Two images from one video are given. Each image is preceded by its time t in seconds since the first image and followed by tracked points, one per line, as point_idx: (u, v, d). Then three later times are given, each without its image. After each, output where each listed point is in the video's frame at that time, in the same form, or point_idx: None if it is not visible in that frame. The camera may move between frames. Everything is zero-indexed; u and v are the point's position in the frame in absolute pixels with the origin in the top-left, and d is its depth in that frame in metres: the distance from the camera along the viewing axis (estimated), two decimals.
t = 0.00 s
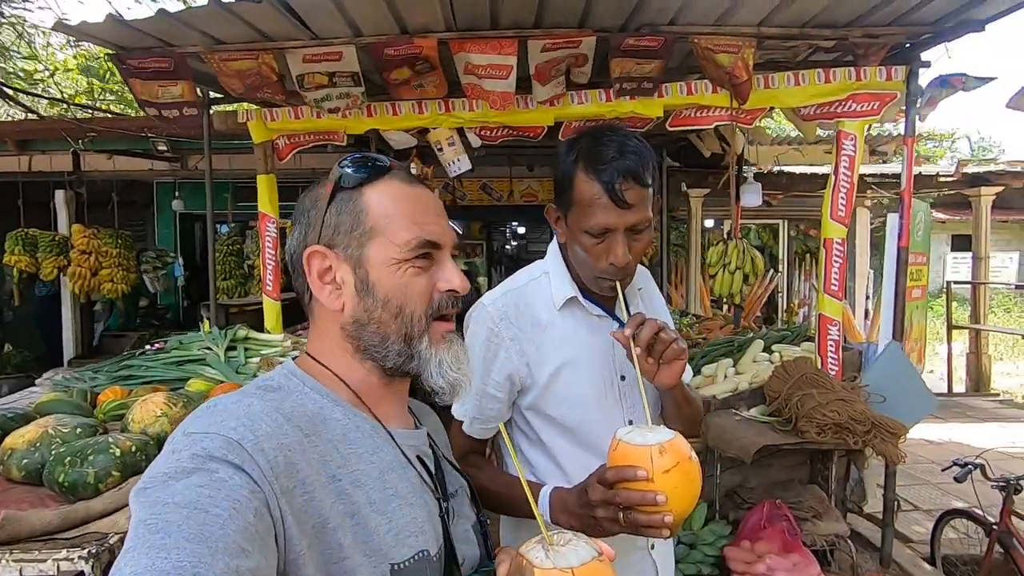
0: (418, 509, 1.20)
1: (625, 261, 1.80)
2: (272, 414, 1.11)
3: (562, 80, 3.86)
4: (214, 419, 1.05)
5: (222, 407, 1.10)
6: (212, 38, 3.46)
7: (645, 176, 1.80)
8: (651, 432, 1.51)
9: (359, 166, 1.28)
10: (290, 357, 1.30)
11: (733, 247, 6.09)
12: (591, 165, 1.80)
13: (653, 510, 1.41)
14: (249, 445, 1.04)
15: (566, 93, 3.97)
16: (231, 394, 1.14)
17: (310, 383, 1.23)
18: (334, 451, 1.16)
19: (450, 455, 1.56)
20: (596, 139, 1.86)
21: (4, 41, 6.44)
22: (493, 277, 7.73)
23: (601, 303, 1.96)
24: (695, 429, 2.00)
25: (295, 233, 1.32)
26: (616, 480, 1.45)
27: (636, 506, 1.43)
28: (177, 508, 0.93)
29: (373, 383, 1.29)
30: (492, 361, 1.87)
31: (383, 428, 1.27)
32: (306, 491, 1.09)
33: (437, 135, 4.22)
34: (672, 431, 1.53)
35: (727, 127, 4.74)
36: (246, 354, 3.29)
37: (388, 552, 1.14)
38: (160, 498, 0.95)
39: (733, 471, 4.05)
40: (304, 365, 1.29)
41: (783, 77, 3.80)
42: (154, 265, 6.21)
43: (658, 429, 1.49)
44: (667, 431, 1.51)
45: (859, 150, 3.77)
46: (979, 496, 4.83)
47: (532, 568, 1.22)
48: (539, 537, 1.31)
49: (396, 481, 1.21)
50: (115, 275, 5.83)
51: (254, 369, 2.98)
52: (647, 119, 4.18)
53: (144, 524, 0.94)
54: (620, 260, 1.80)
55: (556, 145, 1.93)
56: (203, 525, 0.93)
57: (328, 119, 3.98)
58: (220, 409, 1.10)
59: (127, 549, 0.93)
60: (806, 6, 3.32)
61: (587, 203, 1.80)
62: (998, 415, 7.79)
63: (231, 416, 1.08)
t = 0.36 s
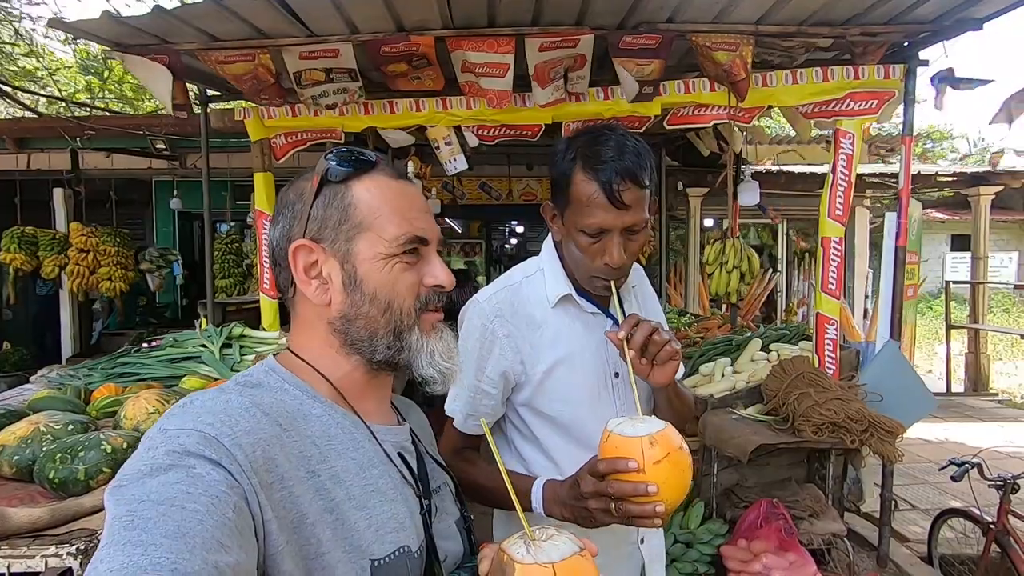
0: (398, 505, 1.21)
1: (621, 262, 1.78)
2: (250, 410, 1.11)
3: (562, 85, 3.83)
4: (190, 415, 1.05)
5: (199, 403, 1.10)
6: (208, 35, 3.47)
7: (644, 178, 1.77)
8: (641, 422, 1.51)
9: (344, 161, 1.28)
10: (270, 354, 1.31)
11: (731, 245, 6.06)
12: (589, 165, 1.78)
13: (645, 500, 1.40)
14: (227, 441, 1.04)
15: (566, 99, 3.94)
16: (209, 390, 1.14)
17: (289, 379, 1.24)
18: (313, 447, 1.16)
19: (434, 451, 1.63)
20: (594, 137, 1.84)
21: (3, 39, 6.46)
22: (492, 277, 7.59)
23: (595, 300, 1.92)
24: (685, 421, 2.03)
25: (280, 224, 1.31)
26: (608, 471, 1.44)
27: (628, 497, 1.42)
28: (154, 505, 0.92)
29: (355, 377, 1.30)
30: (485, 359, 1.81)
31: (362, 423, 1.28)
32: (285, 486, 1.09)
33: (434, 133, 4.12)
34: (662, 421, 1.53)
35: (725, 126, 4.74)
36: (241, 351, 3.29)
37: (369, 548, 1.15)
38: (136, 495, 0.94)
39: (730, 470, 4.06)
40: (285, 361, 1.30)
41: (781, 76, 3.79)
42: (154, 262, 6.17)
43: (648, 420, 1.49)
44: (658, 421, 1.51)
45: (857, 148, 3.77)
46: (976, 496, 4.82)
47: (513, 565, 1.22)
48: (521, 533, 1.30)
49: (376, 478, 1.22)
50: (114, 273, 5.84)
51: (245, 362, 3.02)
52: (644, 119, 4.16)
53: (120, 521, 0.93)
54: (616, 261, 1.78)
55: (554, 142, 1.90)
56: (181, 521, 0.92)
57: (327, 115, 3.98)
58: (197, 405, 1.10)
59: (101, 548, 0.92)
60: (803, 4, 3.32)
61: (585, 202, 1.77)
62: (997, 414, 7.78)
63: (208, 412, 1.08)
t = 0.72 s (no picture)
0: (378, 509, 1.21)
1: (610, 261, 1.74)
2: (225, 415, 1.10)
3: (562, 82, 3.82)
4: (163, 421, 1.04)
5: (172, 409, 1.09)
6: (211, 36, 3.50)
7: (633, 175, 1.75)
8: (626, 402, 1.52)
9: (342, 160, 1.28)
10: (248, 357, 1.29)
11: (735, 245, 5.99)
12: (577, 162, 1.76)
13: (628, 480, 1.41)
14: (200, 446, 1.03)
15: (568, 96, 3.90)
16: (183, 394, 1.13)
17: (268, 382, 1.22)
18: (290, 450, 1.15)
19: (420, 454, 1.66)
20: (584, 135, 1.82)
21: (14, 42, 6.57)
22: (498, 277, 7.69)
23: (589, 302, 1.90)
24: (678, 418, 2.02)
25: (269, 221, 1.27)
26: (592, 451, 1.45)
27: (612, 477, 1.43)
28: (124, 514, 0.91)
29: (339, 378, 1.29)
30: (477, 360, 1.79)
31: (343, 426, 1.27)
32: (261, 491, 1.08)
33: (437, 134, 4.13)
34: (647, 402, 1.54)
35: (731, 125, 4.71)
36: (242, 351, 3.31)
37: (348, 553, 1.14)
38: (107, 504, 0.93)
39: (734, 471, 3.98)
40: (262, 363, 1.28)
41: (786, 74, 3.74)
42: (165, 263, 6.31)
43: (632, 400, 1.51)
44: (642, 401, 1.53)
45: (864, 147, 3.73)
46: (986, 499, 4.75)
47: (498, 567, 1.22)
48: (508, 536, 1.31)
49: (356, 481, 1.21)
50: (121, 274, 5.90)
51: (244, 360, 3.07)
52: (648, 118, 4.13)
53: (90, 531, 0.91)
54: (605, 259, 1.74)
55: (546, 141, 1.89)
56: (153, 530, 0.91)
57: (329, 118, 3.95)
58: (171, 410, 1.08)
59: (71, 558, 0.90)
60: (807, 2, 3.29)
61: (573, 198, 1.75)
62: (1008, 417, 7.68)
63: (181, 418, 1.07)
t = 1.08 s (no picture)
0: (366, 513, 1.20)
1: (600, 258, 1.76)
2: (211, 418, 1.08)
3: (573, 84, 3.76)
4: (148, 425, 1.02)
5: (157, 414, 1.07)
6: (221, 38, 3.54)
7: (622, 170, 1.78)
8: (615, 409, 1.50)
9: (332, 162, 1.26)
10: (237, 361, 1.29)
11: (749, 245, 5.92)
12: (567, 157, 1.79)
13: (614, 486, 1.40)
14: (187, 450, 1.01)
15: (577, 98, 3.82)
16: (169, 399, 1.11)
17: (256, 386, 1.22)
18: (278, 454, 1.14)
19: (411, 455, 1.64)
20: (572, 133, 1.85)
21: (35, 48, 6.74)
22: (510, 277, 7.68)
23: (582, 303, 1.94)
24: (677, 420, 2.01)
25: (254, 220, 1.26)
26: (579, 457, 1.43)
27: (598, 483, 1.42)
28: (108, 520, 0.88)
29: (327, 380, 1.29)
30: (468, 361, 1.85)
31: (331, 428, 1.26)
32: (249, 496, 1.07)
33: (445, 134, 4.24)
34: (637, 408, 1.51)
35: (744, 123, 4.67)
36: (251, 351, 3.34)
37: (335, 558, 1.13)
38: (91, 509, 0.90)
39: (747, 474, 3.94)
40: (251, 366, 1.28)
41: (800, 71, 3.68)
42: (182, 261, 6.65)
43: (621, 406, 1.48)
44: (632, 408, 1.50)
45: (881, 145, 3.64)
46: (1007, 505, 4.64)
47: (488, 569, 1.19)
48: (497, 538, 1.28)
49: (344, 485, 1.20)
50: (137, 273, 6.01)
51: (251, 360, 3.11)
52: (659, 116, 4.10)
53: (73, 537, 0.89)
54: (595, 256, 1.76)
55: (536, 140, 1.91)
56: (138, 535, 0.88)
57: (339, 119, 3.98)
58: (156, 415, 1.07)
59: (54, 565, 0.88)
60: None
61: (561, 193, 1.79)
62: None
63: (167, 422, 1.05)
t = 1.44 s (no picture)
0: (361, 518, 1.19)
1: (599, 260, 1.74)
2: (204, 423, 1.09)
3: (583, 81, 3.75)
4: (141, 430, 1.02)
5: (150, 419, 1.07)
6: (233, 40, 3.56)
7: (621, 172, 1.76)
8: (613, 414, 1.47)
9: (295, 166, 1.29)
10: (231, 367, 1.30)
11: (767, 244, 5.75)
12: (566, 159, 1.77)
13: (614, 493, 1.36)
14: (179, 455, 1.01)
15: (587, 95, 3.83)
16: (162, 404, 1.12)
17: (248, 391, 1.23)
18: (272, 459, 1.14)
19: (407, 459, 1.61)
20: (570, 134, 1.83)
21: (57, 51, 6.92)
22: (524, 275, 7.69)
23: (582, 308, 1.93)
24: (681, 426, 1.98)
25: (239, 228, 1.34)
26: (578, 464, 1.40)
27: (598, 490, 1.38)
28: (98, 524, 0.88)
29: (309, 383, 1.29)
30: (466, 367, 1.85)
31: (325, 432, 1.26)
32: (242, 500, 1.06)
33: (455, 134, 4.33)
34: (636, 414, 1.48)
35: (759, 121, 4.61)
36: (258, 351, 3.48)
37: (329, 563, 1.12)
38: (81, 515, 0.90)
39: (761, 478, 3.91)
40: (245, 374, 1.29)
41: (817, 66, 3.61)
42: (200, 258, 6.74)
43: (620, 412, 1.45)
44: (632, 413, 1.47)
45: (900, 142, 3.55)
46: None
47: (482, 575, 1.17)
48: (494, 545, 1.25)
49: (339, 489, 1.19)
50: (155, 272, 6.12)
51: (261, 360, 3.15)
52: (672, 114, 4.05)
53: (64, 542, 0.88)
54: (594, 258, 1.74)
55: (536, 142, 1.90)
56: (129, 539, 0.88)
57: (351, 118, 4.02)
58: (149, 420, 1.07)
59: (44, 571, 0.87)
60: None
61: (559, 195, 1.77)
62: None
63: (160, 427, 1.05)
